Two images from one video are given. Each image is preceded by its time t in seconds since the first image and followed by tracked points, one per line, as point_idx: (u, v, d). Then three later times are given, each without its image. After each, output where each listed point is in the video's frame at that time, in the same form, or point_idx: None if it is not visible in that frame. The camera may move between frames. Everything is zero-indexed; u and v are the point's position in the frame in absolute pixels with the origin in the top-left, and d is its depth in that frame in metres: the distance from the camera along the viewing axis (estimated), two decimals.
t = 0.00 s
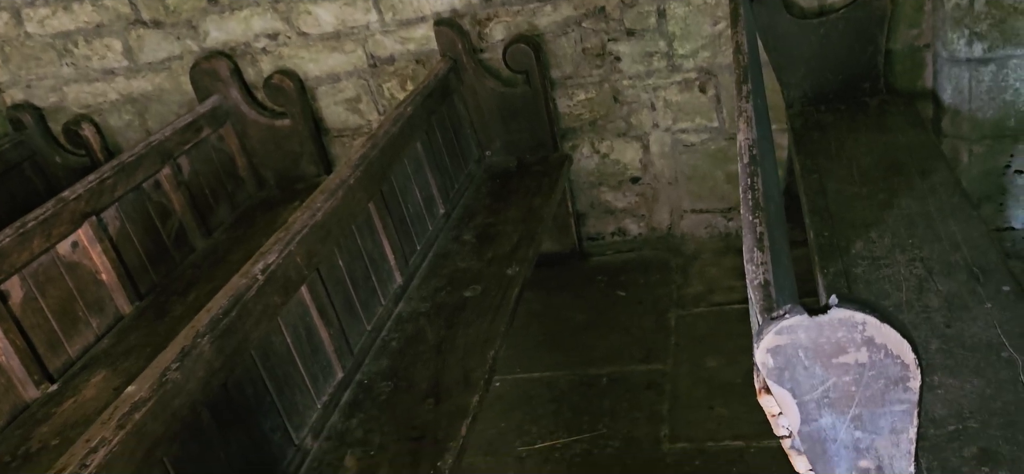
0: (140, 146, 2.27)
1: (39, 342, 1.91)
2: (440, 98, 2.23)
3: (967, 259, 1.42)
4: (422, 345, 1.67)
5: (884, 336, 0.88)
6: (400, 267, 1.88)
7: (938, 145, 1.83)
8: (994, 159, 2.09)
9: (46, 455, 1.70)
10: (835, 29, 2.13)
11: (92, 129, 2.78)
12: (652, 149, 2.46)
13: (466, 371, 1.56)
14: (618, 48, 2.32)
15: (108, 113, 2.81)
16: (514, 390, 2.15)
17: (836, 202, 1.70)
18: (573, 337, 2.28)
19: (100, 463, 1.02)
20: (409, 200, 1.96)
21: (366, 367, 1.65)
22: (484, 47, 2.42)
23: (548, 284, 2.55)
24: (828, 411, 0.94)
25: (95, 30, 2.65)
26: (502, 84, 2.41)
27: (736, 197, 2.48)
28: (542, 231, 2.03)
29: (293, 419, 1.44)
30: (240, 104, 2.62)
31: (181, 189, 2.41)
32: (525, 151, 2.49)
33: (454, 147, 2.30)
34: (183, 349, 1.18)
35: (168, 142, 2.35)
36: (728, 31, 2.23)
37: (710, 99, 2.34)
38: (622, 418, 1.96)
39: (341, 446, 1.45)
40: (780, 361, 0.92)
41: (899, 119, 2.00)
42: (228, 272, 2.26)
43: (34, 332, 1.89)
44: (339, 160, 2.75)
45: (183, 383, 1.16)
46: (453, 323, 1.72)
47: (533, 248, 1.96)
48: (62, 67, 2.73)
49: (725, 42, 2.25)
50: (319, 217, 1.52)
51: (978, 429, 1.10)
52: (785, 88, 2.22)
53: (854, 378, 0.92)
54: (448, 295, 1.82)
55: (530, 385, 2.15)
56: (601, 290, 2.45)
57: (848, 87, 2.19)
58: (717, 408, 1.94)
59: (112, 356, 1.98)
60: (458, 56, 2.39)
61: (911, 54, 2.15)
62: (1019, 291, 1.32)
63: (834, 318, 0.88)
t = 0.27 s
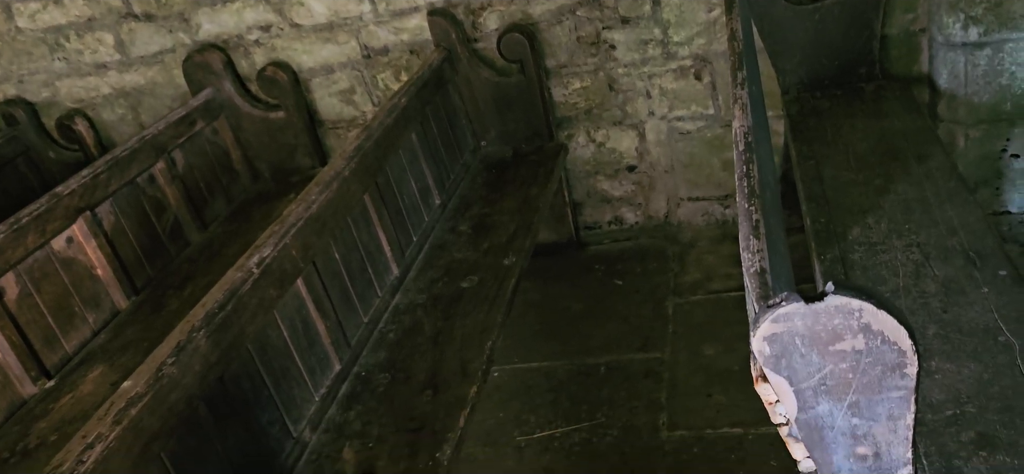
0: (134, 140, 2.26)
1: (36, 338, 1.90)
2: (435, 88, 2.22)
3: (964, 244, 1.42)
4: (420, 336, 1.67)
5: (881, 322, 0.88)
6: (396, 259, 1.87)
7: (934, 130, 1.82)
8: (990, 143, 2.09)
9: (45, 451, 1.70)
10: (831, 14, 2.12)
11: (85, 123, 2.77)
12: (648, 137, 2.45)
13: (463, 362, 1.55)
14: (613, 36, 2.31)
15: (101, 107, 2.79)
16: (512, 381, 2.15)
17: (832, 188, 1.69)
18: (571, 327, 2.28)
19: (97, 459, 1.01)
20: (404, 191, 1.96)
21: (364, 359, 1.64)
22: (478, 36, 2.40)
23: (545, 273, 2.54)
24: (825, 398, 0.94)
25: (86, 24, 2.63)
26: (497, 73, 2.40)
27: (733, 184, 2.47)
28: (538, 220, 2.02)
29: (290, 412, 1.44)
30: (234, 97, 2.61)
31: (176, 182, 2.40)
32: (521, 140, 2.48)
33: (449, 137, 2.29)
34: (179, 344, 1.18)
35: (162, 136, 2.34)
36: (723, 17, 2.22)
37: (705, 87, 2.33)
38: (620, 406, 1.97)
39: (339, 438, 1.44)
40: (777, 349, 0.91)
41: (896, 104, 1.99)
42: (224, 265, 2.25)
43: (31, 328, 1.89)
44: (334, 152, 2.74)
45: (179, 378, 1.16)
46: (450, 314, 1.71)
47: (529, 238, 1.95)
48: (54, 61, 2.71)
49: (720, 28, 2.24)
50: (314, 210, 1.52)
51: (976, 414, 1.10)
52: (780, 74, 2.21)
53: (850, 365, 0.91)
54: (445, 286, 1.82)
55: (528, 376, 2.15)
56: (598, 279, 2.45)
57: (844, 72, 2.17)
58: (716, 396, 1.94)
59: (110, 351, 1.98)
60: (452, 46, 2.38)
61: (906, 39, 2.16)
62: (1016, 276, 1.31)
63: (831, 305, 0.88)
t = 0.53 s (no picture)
0: (127, 135, 2.25)
1: (30, 335, 1.90)
2: (429, 82, 2.21)
3: (960, 235, 1.42)
4: (416, 330, 1.66)
5: (876, 314, 0.87)
6: (392, 253, 1.87)
7: (930, 122, 1.82)
8: (985, 134, 2.09)
9: (41, 447, 1.70)
10: (826, 6, 2.11)
11: (78, 119, 2.74)
12: (644, 130, 2.45)
13: (460, 356, 1.55)
14: (608, 29, 2.30)
15: (95, 102, 2.78)
16: (509, 374, 2.15)
17: (828, 180, 1.69)
18: (567, 320, 2.28)
19: (91, 456, 1.01)
20: (399, 185, 1.95)
21: (360, 354, 1.64)
22: (473, 30, 2.39)
23: (541, 267, 2.54)
24: (820, 391, 0.94)
25: (79, 19, 2.61)
26: (491, 67, 2.39)
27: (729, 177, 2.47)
28: (534, 214, 2.01)
29: (286, 407, 1.43)
30: (228, 92, 2.59)
31: (170, 178, 2.39)
32: (516, 134, 2.47)
33: (444, 131, 2.28)
34: (173, 340, 1.17)
35: (156, 131, 2.33)
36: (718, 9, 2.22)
37: (700, 79, 2.33)
38: (617, 400, 1.96)
39: (335, 433, 1.44)
40: (772, 341, 0.91)
41: (891, 96, 1.99)
42: (220, 261, 2.25)
43: (25, 325, 1.88)
44: (329, 147, 2.74)
45: (174, 374, 1.16)
46: (445, 308, 1.71)
47: (525, 232, 1.95)
48: (47, 57, 2.70)
49: (715, 21, 2.23)
50: (309, 205, 1.51)
51: (972, 405, 1.10)
52: (776, 66, 2.20)
53: (846, 358, 0.91)
54: (441, 280, 1.81)
55: (524, 369, 2.14)
56: (594, 273, 2.45)
57: (839, 64, 2.17)
58: (712, 389, 1.94)
59: (105, 348, 1.98)
60: (447, 40, 2.37)
61: (903, 31, 2.14)
62: (1011, 267, 1.31)
63: (826, 297, 0.87)
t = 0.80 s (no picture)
0: (123, 134, 2.24)
1: (26, 334, 1.89)
2: (426, 81, 2.21)
3: (956, 233, 1.42)
4: (413, 330, 1.66)
5: (874, 313, 0.88)
6: (389, 253, 1.86)
7: (926, 120, 1.82)
8: (981, 133, 2.09)
9: (37, 447, 1.70)
10: (822, 5, 2.11)
11: (74, 118, 2.75)
12: (640, 129, 2.45)
13: (457, 354, 1.55)
14: (604, 28, 2.30)
15: (91, 101, 2.77)
16: (506, 373, 2.15)
17: (825, 179, 1.69)
18: (564, 319, 2.28)
19: (87, 456, 1.01)
20: (396, 184, 1.95)
21: (356, 353, 1.64)
22: (469, 28, 2.39)
23: (538, 266, 2.54)
24: (818, 389, 0.94)
25: (74, 18, 2.60)
26: (488, 66, 2.38)
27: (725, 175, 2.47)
28: (531, 213, 2.01)
29: (283, 406, 1.43)
30: (224, 90, 2.58)
31: (166, 177, 2.38)
32: (513, 133, 2.47)
33: (441, 130, 2.28)
34: (169, 339, 1.17)
35: (152, 129, 2.32)
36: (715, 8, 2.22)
37: (697, 78, 2.33)
38: (614, 398, 1.97)
39: (332, 432, 1.44)
40: (769, 340, 0.91)
41: (887, 95, 1.99)
42: (216, 260, 2.24)
43: (21, 324, 1.88)
44: (325, 146, 2.73)
45: (170, 373, 1.15)
46: (443, 307, 1.71)
47: (522, 231, 1.95)
48: (42, 56, 2.69)
49: (711, 19, 2.23)
50: (305, 204, 1.51)
51: (969, 403, 1.10)
52: (772, 65, 2.21)
53: (843, 356, 0.91)
54: (438, 279, 1.81)
55: (522, 368, 2.14)
56: (591, 271, 2.45)
57: (836, 63, 2.17)
58: (709, 387, 1.95)
59: (101, 347, 1.97)
60: (443, 38, 2.36)
61: (898, 30, 2.15)
62: (1008, 265, 1.32)
63: (824, 296, 0.87)
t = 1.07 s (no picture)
0: (120, 137, 2.24)
1: (23, 338, 1.89)
2: (424, 85, 2.21)
3: (954, 238, 1.43)
4: (411, 333, 1.66)
5: (874, 317, 0.88)
6: (387, 257, 1.86)
7: (923, 125, 1.83)
8: (978, 138, 2.10)
9: (33, 451, 1.69)
10: (819, 10, 2.12)
11: (71, 121, 2.73)
12: (638, 133, 2.45)
13: (455, 358, 1.55)
14: (602, 32, 2.30)
15: (88, 104, 2.77)
16: (504, 377, 2.14)
17: (823, 184, 1.70)
18: (562, 323, 2.28)
19: (85, 460, 1.00)
20: (394, 188, 1.95)
21: (354, 357, 1.64)
22: (467, 33, 2.39)
23: (536, 270, 2.54)
24: (818, 394, 0.94)
25: (71, 21, 2.60)
26: (486, 70, 2.39)
27: (723, 180, 2.48)
28: (529, 217, 2.01)
29: (281, 411, 1.43)
30: (221, 94, 2.58)
31: (163, 180, 2.38)
32: (511, 137, 2.47)
33: (439, 134, 2.28)
34: (167, 343, 1.17)
35: (149, 133, 2.32)
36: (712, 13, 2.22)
37: (695, 83, 2.33)
38: (612, 402, 1.96)
39: (330, 437, 1.44)
40: (770, 344, 0.91)
41: (884, 100, 1.99)
42: (214, 263, 2.24)
43: (18, 328, 1.88)
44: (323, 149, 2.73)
45: (168, 377, 1.15)
46: (441, 311, 1.71)
47: (520, 235, 1.95)
48: (39, 59, 2.68)
49: (709, 24, 2.24)
50: (303, 207, 1.51)
51: (967, 408, 1.10)
52: (770, 70, 2.21)
53: (843, 361, 0.91)
54: (436, 283, 1.81)
55: (520, 373, 2.14)
56: (589, 275, 2.45)
57: (833, 68, 2.18)
58: (707, 391, 1.95)
59: (98, 351, 1.97)
60: (441, 42, 2.37)
61: (895, 35, 2.16)
62: (1005, 270, 1.32)
63: (824, 300, 0.88)
